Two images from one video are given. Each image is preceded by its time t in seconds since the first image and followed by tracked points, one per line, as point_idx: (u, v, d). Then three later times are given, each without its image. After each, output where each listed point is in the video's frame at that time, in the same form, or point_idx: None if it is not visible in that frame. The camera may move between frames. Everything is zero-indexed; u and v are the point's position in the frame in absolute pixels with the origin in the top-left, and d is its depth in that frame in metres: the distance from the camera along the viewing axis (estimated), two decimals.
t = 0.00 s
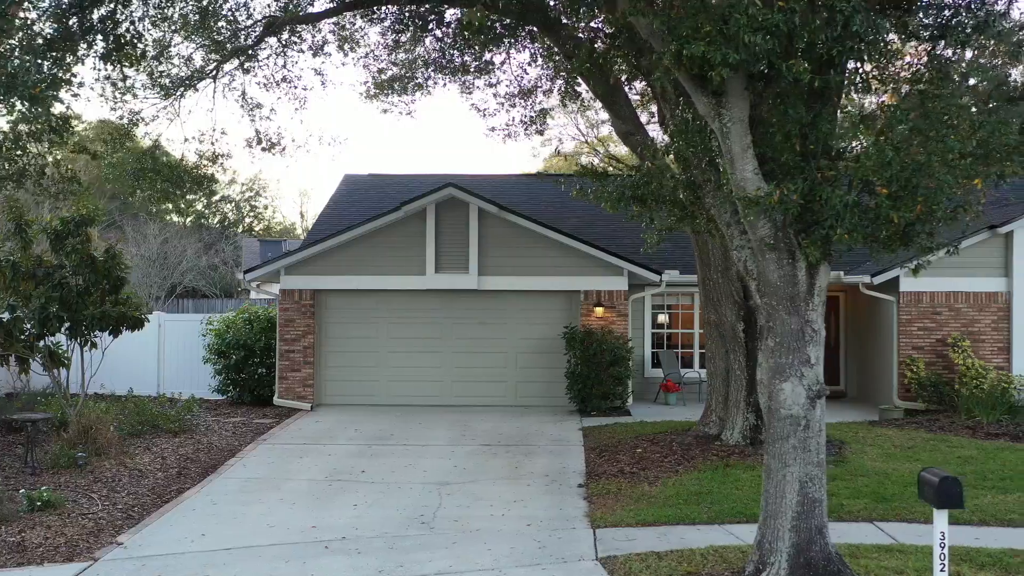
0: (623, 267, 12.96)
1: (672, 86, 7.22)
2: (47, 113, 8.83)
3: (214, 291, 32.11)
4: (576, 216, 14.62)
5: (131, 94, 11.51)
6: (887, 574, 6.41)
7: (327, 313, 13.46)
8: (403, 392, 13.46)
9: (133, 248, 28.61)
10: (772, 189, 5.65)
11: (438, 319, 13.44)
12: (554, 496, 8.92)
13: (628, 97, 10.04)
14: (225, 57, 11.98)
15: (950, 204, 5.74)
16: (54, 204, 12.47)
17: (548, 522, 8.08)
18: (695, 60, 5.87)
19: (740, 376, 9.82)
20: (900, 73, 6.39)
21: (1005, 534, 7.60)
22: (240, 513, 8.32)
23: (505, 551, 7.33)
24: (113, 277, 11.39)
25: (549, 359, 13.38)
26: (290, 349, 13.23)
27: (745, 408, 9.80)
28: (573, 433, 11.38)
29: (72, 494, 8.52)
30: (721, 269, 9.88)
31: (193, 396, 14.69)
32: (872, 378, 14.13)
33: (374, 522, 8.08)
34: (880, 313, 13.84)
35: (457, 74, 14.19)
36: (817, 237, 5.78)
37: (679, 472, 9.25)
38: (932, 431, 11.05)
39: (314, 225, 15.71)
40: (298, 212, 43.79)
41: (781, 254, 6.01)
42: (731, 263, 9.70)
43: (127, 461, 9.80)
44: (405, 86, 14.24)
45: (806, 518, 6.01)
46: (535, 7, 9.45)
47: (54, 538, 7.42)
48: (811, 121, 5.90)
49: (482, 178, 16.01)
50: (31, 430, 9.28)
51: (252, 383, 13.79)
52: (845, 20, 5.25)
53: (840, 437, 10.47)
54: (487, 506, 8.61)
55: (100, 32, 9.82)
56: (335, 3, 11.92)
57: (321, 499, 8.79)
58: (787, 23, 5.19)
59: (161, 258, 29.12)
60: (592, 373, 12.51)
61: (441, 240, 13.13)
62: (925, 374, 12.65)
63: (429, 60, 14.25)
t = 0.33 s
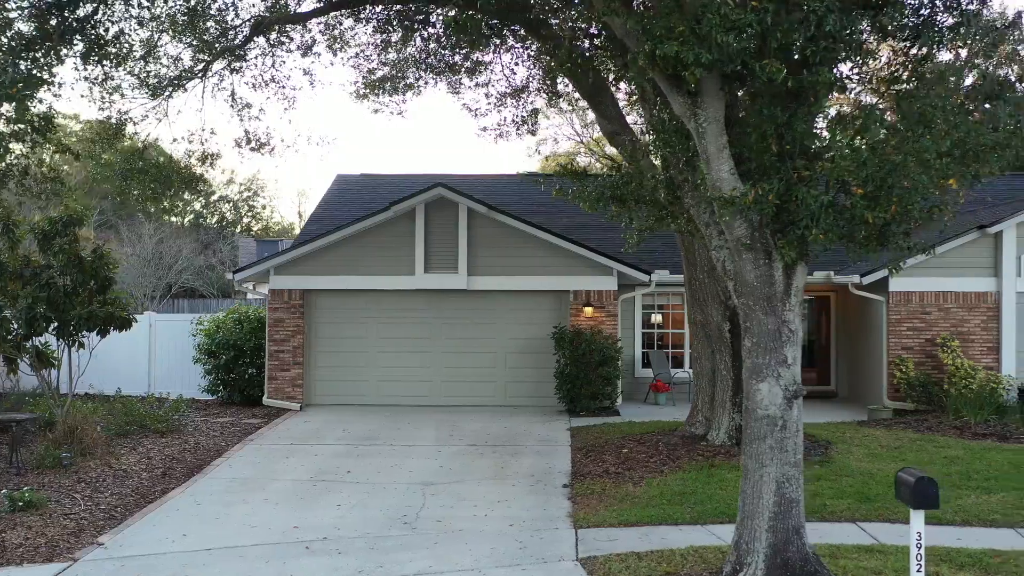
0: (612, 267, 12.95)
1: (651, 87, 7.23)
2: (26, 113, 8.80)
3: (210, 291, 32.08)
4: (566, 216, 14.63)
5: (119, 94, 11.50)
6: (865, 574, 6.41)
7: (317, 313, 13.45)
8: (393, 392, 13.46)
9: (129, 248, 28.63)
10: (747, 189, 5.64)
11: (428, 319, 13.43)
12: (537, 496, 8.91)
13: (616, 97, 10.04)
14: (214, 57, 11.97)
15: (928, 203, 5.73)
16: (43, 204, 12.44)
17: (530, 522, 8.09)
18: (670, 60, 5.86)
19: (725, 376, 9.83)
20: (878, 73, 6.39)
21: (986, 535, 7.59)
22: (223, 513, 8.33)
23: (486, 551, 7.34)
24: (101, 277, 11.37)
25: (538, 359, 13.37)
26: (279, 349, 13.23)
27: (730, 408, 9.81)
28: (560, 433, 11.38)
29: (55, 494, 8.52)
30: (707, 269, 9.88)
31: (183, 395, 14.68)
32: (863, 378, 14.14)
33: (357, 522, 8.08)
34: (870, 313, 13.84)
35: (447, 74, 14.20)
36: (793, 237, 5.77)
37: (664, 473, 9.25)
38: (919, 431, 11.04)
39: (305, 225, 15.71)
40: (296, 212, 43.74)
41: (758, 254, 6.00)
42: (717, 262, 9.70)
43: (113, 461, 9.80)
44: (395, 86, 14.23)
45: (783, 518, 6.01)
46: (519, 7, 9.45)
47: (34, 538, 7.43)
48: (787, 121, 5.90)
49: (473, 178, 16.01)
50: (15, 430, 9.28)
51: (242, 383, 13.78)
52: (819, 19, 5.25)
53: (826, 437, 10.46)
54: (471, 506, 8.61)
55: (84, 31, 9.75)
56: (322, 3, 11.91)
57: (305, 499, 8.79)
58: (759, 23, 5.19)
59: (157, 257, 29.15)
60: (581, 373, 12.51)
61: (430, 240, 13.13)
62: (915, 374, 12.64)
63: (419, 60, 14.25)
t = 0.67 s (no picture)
0: (600, 267, 12.95)
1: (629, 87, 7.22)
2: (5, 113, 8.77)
3: (207, 291, 32.04)
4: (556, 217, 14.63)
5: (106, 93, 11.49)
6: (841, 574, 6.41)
7: (305, 313, 13.45)
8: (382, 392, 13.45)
9: (125, 248, 28.65)
10: (721, 189, 5.64)
11: (416, 319, 13.43)
12: (520, 496, 8.92)
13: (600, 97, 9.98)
14: (201, 56, 11.98)
15: (901, 202, 5.73)
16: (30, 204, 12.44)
17: (512, 523, 8.09)
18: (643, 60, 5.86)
19: (709, 376, 9.85)
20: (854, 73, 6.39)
21: (966, 535, 7.59)
22: (204, 513, 8.33)
23: (465, 552, 7.34)
24: (87, 278, 11.33)
25: (526, 359, 13.37)
26: (267, 349, 13.24)
27: (714, 409, 9.83)
28: (547, 433, 11.38)
29: (37, 494, 8.53)
30: (691, 269, 9.87)
31: (172, 395, 14.68)
32: (852, 378, 14.13)
33: (338, 523, 8.08)
34: (859, 313, 13.84)
35: (436, 74, 14.19)
36: (767, 237, 5.76)
37: (647, 472, 9.24)
38: (905, 431, 11.04)
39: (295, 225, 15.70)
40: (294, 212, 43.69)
41: (732, 255, 6.01)
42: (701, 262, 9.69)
43: (97, 462, 9.80)
44: (383, 86, 14.22)
45: (758, 518, 6.00)
46: (503, 6, 9.50)
47: (13, 538, 7.43)
48: (760, 121, 5.90)
49: (464, 178, 16.01)
50: None
51: (230, 383, 13.78)
52: (789, 19, 5.25)
53: (811, 437, 10.47)
54: (453, 506, 8.61)
55: (64, 33, 9.69)
56: (309, 3, 11.89)
57: (288, 499, 8.79)
58: (729, 23, 5.19)
59: (152, 258, 29.16)
60: (569, 373, 12.50)
61: (419, 240, 13.12)
62: (903, 374, 12.62)
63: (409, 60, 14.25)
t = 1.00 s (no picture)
0: (587, 267, 12.94)
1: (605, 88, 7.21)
2: None
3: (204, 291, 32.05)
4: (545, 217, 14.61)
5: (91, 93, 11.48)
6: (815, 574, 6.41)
7: (293, 313, 13.45)
8: (370, 392, 13.45)
9: (119, 249, 28.65)
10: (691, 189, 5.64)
11: (403, 319, 13.43)
12: (501, 497, 8.91)
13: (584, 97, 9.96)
14: (188, 56, 11.98)
15: (872, 203, 5.74)
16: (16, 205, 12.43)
17: (491, 523, 8.09)
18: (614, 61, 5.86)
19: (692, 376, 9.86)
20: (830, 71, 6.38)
21: (944, 535, 7.59)
22: (184, 513, 8.33)
23: (442, 552, 7.34)
24: (73, 277, 11.37)
25: (514, 359, 13.37)
26: (255, 349, 13.24)
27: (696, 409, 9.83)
28: (533, 434, 11.38)
29: (17, 494, 8.53)
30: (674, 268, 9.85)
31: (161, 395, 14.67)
32: (840, 378, 14.12)
33: (318, 523, 8.08)
34: (847, 314, 13.83)
35: (425, 74, 14.18)
36: (738, 237, 5.76)
37: (629, 473, 9.24)
38: (890, 431, 11.04)
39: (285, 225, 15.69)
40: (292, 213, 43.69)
41: (704, 255, 6.01)
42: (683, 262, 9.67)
43: (79, 462, 9.79)
44: (371, 86, 14.21)
45: (731, 519, 5.99)
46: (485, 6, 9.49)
47: None
48: (732, 122, 5.89)
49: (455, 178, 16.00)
50: None
51: (218, 383, 13.77)
52: (757, 19, 5.24)
53: (796, 437, 10.47)
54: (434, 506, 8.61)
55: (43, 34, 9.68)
56: (294, 3, 11.88)
57: (269, 500, 8.79)
58: (697, 23, 5.18)
59: (146, 258, 29.17)
60: (556, 373, 12.50)
61: (406, 240, 13.11)
62: (890, 374, 12.61)
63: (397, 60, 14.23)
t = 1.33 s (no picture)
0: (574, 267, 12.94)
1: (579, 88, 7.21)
2: None
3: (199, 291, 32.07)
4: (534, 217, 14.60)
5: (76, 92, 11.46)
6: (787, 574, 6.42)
7: (280, 313, 13.45)
8: (357, 392, 13.45)
9: (114, 249, 28.66)
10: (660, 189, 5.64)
11: (391, 319, 13.43)
12: (480, 497, 8.92)
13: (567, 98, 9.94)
14: (174, 56, 11.97)
15: (842, 203, 5.74)
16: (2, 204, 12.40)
17: (469, 523, 8.10)
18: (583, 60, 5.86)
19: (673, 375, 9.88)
20: (801, 71, 6.39)
21: (920, 535, 7.59)
22: (163, 514, 8.33)
23: (418, 552, 7.35)
24: (57, 277, 11.33)
25: (500, 359, 13.38)
26: (242, 349, 13.24)
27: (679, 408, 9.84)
28: (517, 434, 11.38)
29: None
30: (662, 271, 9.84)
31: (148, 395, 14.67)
32: (828, 378, 14.11)
33: (296, 523, 8.09)
34: (835, 314, 13.83)
35: (413, 73, 14.17)
36: (707, 237, 5.77)
37: (610, 472, 9.24)
38: (874, 431, 11.04)
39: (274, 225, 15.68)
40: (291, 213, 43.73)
41: (674, 255, 6.00)
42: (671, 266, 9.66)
43: (61, 462, 9.79)
44: (359, 86, 14.20)
45: (701, 519, 6.00)
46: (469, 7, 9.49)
47: None
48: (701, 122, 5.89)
49: (444, 178, 15.99)
50: None
51: (206, 383, 13.76)
52: (722, 19, 5.24)
53: (779, 437, 10.47)
54: (413, 506, 8.62)
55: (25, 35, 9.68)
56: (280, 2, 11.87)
57: (248, 500, 8.79)
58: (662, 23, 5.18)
59: (141, 258, 29.17)
60: (541, 374, 12.49)
61: (393, 240, 13.11)
62: (876, 374, 12.61)
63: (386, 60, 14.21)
